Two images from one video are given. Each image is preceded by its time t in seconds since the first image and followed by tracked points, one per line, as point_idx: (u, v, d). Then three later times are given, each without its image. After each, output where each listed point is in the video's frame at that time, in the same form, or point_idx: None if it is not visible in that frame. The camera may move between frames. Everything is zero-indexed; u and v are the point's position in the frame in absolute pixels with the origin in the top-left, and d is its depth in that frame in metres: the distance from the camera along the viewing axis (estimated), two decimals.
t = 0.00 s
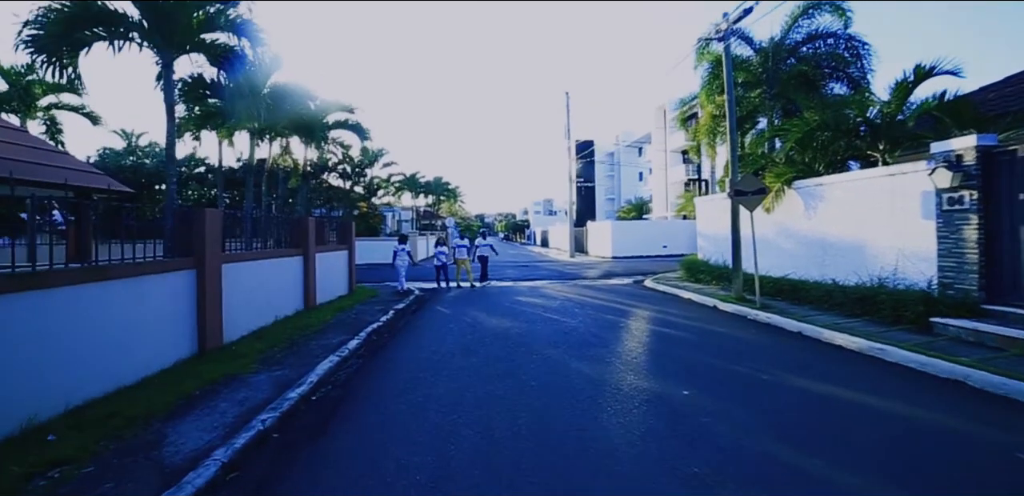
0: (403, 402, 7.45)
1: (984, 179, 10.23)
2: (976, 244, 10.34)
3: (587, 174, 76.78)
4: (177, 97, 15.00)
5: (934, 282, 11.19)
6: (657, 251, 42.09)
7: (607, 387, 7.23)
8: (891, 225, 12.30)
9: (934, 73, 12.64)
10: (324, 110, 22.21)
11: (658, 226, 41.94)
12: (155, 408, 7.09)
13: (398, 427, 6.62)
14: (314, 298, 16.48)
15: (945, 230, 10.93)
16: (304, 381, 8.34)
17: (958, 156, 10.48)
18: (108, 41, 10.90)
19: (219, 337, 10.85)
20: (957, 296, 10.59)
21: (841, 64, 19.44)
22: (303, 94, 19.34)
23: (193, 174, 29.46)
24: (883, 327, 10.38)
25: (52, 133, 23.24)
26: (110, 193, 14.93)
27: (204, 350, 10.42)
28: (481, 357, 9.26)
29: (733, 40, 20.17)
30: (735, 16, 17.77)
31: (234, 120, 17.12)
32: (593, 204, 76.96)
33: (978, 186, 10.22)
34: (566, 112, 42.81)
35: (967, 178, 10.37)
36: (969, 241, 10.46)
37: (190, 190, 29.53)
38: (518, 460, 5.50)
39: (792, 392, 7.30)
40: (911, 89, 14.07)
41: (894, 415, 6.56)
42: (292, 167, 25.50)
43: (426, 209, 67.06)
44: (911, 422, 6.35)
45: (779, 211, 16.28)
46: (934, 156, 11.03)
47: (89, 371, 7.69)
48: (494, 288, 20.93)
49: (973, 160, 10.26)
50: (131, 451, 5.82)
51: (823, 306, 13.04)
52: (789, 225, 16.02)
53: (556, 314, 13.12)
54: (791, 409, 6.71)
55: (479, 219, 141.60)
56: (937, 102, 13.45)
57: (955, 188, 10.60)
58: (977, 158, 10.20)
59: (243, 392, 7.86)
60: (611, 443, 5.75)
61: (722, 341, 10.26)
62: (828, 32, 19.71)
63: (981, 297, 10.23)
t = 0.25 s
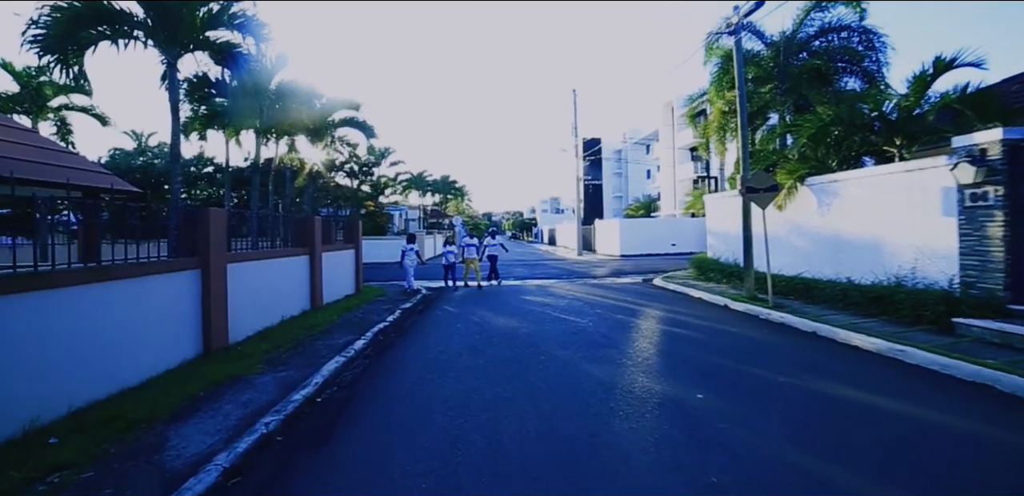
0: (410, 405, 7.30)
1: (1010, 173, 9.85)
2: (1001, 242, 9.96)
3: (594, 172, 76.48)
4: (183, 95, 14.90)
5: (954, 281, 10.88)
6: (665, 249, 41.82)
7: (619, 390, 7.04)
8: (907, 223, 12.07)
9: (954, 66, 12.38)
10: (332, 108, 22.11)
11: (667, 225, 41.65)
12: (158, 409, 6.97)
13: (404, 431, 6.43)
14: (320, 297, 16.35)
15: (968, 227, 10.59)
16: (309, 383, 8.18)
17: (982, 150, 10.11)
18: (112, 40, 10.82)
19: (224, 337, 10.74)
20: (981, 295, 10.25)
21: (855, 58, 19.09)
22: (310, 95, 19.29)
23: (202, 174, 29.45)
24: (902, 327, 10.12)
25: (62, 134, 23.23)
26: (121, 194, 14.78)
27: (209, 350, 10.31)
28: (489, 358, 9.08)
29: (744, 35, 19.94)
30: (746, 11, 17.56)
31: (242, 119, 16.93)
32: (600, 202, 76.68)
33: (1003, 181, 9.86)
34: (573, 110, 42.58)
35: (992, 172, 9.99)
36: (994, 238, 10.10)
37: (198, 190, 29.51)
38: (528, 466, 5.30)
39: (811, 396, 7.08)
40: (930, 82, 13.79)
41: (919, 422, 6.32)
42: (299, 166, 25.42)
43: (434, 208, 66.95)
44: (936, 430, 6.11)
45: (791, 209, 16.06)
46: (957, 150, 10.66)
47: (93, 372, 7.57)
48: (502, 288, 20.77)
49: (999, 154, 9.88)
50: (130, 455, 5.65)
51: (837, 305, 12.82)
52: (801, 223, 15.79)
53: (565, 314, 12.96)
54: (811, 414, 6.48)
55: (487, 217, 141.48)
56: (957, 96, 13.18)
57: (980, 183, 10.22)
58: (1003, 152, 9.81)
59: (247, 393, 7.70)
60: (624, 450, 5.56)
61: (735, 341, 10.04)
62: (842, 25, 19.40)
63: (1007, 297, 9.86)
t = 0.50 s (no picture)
0: (416, 410, 7.16)
1: None
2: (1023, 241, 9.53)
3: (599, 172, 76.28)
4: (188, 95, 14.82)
5: (971, 281, 10.63)
6: (670, 249, 41.63)
7: (628, 394, 6.90)
8: (920, 222, 11.88)
9: (971, 61, 12.20)
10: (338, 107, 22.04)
11: (673, 224, 41.42)
12: (159, 411, 6.84)
13: (408, 437, 6.27)
14: (325, 298, 16.24)
15: (987, 226, 10.23)
16: (312, 386, 8.05)
17: (1002, 146, 9.65)
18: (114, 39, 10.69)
19: (228, 339, 10.63)
20: (1002, 296, 9.91)
21: (866, 53, 18.85)
22: (314, 95, 19.21)
23: (208, 174, 29.42)
24: (917, 329, 9.91)
25: (70, 135, 23.21)
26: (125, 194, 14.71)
27: (213, 352, 10.19)
28: (495, 361, 8.93)
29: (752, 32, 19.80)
30: (754, 8, 17.45)
31: (247, 119, 16.77)
32: (606, 201, 76.47)
33: None
34: (579, 109, 42.44)
35: (1012, 170, 9.52)
36: (1015, 238, 9.68)
37: (204, 190, 29.48)
38: (535, 474, 5.16)
39: (826, 400, 6.90)
40: (944, 78, 13.60)
41: (939, 428, 6.12)
42: (305, 166, 25.35)
43: (439, 207, 66.86)
44: (956, 437, 5.91)
45: (801, 208, 15.87)
46: (975, 145, 10.25)
47: (94, 375, 7.47)
48: (508, 288, 20.65)
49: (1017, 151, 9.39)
50: (128, 461, 5.52)
51: (848, 306, 12.64)
52: (811, 222, 15.61)
53: (572, 315, 12.81)
54: (825, 420, 6.31)
55: (492, 217, 141.37)
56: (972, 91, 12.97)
57: (1000, 181, 9.78)
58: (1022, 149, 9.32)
59: (250, 396, 7.55)
60: (634, 457, 5.40)
61: (746, 343, 9.86)
62: (853, 20, 19.19)
63: None
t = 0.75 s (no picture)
0: (419, 416, 6.98)
1: None
2: None
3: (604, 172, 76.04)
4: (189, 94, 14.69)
5: (989, 283, 10.38)
6: (676, 249, 41.41)
7: (637, 401, 6.71)
8: (933, 223, 11.67)
9: (988, 57, 11.96)
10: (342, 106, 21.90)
11: (679, 225, 41.18)
12: (156, 416, 6.67)
13: (410, 445, 6.08)
14: (328, 299, 16.07)
15: (1006, 227, 10.01)
16: (313, 390, 7.88)
17: None
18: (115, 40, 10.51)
19: (229, 341, 10.45)
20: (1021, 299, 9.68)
21: (876, 51, 18.66)
22: (317, 94, 19.05)
23: (213, 175, 29.30)
24: (932, 333, 9.68)
25: (76, 136, 23.11)
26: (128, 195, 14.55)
27: (213, 355, 10.00)
28: (500, 365, 8.75)
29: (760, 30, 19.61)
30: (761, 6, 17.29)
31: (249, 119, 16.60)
32: (610, 202, 76.24)
33: None
34: (584, 109, 42.22)
35: None
36: None
37: (209, 191, 29.35)
38: (542, 485, 4.97)
39: (841, 407, 6.69)
40: (959, 75, 13.33)
41: (961, 438, 5.90)
42: (309, 166, 25.21)
43: (443, 208, 66.71)
44: (979, 447, 5.68)
45: (810, 208, 15.66)
46: (995, 144, 10.02)
47: (91, 380, 7.31)
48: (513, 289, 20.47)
49: None
50: (122, 470, 5.34)
51: (859, 309, 12.42)
52: (821, 223, 15.38)
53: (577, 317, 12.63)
54: (842, 428, 6.10)
55: (496, 217, 141.19)
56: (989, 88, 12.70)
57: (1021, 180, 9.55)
58: None
59: (249, 401, 7.37)
60: (644, 468, 5.20)
61: (756, 347, 9.65)
62: (863, 17, 18.96)
63: None
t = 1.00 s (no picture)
0: (419, 420, 6.83)
1: None
2: None
3: (606, 173, 76.09)
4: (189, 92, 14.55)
5: (999, 285, 10.22)
6: (678, 250, 41.25)
7: (642, 406, 6.56)
8: (941, 223, 11.50)
9: (999, 55, 11.79)
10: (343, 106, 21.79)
11: (682, 225, 41.04)
12: (151, 420, 6.52)
13: (410, 451, 5.93)
14: (328, 300, 15.92)
15: (1018, 228, 9.85)
16: (311, 394, 7.73)
17: None
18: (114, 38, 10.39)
19: (227, 343, 10.29)
20: None
21: (883, 51, 18.46)
22: (318, 94, 18.94)
23: (214, 175, 29.20)
24: (942, 336, 9.51)
25: (77, 136, 23.02)
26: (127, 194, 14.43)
27: (212, 357, 9.84)
28: (502, 368, 8.59)
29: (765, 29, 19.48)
30: (766, 3, 17.16)
31: (250, 118, 16.46)
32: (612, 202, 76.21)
33: None
34: (586, 109, 42.09)
35: None
36: None
37: (210, 191, 29.28)
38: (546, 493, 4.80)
39: (851, 412, 6.52)
40: (968, 73, 13.16)
41: (976, 444, 5.73)
42: (311, 166, 25.12)
43: (445, 208, 66.68)
44: (994, 454, 5.53)
45: (816, 208, 15.50)
46: (1007, 144, 9.86)
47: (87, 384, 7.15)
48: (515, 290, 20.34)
49: None
50: (113, 477, 5.19)
51: (865, 311, 12.27)
52: (826, 223, 15.23)
53: (580, 318, 12.49)
54: (853, 435, 5.93)
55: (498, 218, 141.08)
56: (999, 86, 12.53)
57: None
58: None
59: (246, 405, 7.22)
60: (651, 476, 5.04)
61: (762, 349, 9.49)
62: (870, 15, 18.77)
63: None
